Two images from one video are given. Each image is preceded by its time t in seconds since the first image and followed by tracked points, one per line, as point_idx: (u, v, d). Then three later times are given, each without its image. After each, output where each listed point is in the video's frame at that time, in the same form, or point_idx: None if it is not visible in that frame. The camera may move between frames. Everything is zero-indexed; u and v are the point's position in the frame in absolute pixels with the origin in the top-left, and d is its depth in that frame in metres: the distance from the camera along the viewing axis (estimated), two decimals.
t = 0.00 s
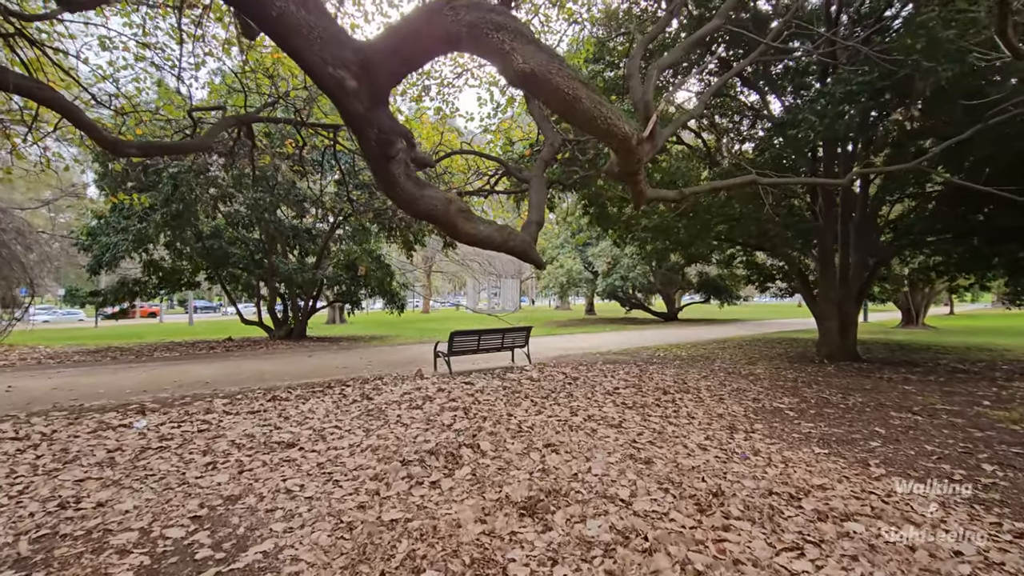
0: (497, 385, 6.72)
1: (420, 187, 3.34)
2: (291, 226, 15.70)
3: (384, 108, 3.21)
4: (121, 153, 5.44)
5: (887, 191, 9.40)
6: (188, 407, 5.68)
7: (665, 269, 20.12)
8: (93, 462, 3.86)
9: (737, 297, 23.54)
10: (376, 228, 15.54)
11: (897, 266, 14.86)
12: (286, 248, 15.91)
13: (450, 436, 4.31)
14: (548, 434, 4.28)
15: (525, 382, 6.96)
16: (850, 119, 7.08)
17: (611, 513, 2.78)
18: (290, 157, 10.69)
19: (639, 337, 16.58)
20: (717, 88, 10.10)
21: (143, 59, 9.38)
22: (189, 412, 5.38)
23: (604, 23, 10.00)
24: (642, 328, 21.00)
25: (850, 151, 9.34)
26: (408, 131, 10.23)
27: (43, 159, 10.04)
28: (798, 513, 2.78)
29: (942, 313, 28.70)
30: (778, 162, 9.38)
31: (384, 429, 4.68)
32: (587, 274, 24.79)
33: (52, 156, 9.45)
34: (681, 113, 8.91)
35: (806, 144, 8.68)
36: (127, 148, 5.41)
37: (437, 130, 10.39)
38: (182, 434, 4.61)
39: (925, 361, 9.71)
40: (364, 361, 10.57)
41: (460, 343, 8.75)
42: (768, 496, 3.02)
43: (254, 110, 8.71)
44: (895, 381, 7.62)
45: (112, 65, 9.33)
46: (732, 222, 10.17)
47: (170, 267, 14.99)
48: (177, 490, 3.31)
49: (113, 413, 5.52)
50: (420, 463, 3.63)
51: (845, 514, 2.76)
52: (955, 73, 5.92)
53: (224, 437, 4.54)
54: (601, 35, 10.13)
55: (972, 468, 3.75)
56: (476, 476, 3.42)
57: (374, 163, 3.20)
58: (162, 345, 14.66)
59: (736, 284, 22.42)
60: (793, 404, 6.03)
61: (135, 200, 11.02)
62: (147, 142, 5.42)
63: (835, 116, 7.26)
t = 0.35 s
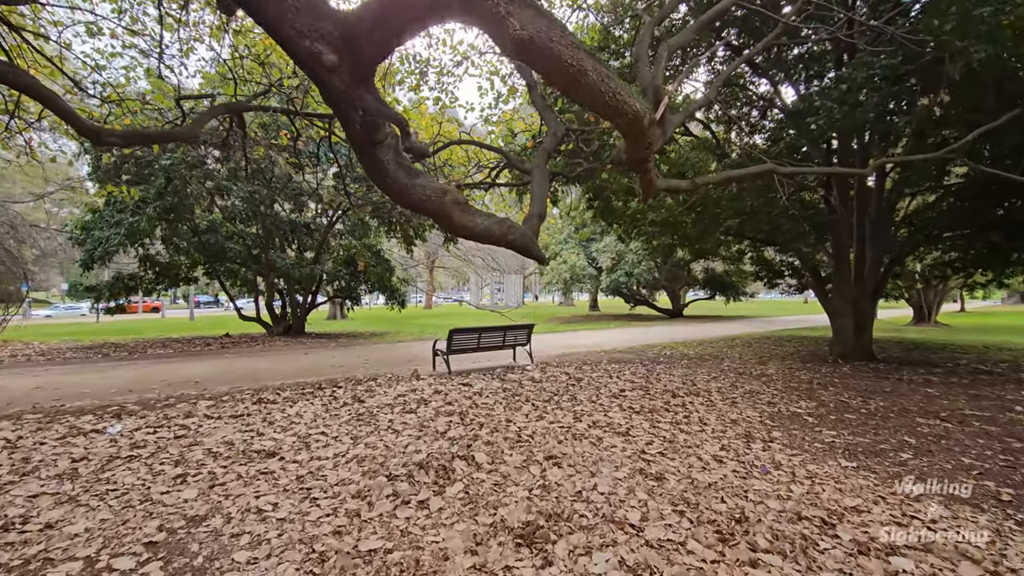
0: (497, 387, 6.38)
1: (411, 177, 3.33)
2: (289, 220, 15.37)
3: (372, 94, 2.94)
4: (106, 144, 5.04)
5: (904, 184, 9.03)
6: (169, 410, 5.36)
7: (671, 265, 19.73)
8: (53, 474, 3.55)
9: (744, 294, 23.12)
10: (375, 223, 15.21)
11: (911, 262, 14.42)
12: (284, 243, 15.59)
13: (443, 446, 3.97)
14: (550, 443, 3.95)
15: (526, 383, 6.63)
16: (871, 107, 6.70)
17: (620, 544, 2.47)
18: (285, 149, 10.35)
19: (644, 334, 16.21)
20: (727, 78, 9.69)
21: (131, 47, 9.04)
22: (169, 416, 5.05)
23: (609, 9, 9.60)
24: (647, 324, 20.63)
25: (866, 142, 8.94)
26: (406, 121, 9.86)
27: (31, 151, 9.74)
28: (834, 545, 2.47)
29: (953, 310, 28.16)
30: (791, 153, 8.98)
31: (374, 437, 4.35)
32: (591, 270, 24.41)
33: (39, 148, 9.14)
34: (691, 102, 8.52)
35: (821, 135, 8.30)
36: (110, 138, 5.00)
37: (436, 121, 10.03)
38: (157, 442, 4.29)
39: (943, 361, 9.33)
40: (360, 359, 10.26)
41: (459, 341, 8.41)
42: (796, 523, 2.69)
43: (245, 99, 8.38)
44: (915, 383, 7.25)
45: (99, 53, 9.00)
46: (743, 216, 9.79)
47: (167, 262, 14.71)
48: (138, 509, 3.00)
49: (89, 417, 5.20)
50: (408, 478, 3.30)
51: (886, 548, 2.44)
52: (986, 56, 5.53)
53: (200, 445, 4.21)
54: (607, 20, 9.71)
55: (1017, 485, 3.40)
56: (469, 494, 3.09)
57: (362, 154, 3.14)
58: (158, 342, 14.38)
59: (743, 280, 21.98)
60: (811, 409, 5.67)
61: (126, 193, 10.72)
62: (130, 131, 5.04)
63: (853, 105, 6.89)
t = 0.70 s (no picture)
0: (494, 390, 6.04)
1: (402, 165, 3.64)
2: (284, 216, 15.03)
3: (351, 68, 3.33)
4: (81, 134, 4.48)
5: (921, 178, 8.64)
6: (147, 414, 5.05)
7: (676, 262, 19.34)
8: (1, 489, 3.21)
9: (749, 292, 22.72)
10: (373, 218, 14.87)
11: (924, 259, 13.99)
12: (280, 240, 15.28)
13: (434, 459, 3.62)
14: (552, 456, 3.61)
15: (526, 386, 6.29)
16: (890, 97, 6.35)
17: None
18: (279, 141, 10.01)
19: (649, 333, 15.80)
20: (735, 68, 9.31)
21: (118, 35, 8.71)
22: (144, 422, 4.73)
23: None
24: (652, 323, 20.25)
25: (882, 134, 8.55)
26: (403, 113, 9.51)
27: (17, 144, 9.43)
28: None
29: (962, 308, 27.69)
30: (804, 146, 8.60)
31: (360, 447, 4.01)
32: (594, 268, 24.04)
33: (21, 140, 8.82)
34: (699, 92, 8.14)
35: (836, 126, 7.92)
36: (86, 127, 4.44)
37: (434, 113, 9.66)
38: (126, 451, 3.96)
39: (962, 362, 8.94)
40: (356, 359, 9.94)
41: (457, 340, 8.07)
42: (832, 560, 2.36)
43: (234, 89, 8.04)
44: (936, 386, 6.87)
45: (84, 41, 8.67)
46: (752, 212, 9.42)
47: (161, 259, 14.42)
48: (86, 534, 2.67)
49: (60, 421, 4.89)
50: (392, 498, 2.96)
51: None
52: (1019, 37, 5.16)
53: (171, 456, 3.88)
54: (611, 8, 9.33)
55: None
56: (459, 517, 2.76)
57: (349, 139, 3.48)
58: (151, 340, 14.09)
59: (748, 278, 21.59)
60: (831, 415, 5.31)
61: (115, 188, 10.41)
62: (109, 119, 4.46)
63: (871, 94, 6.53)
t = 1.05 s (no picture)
0: (488, 396, 5.70)
1: (383, 154, 3.24)
2: (276, 213, 14.65)
3: (321, 42, 3.04)
4: (50, 126, 3.87)
5: (936, 174, 8.29)
6: (114, 423, 4.69)
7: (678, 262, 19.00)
8: None
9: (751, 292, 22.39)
10: (369, 215, 14.52)
11: (933, 258, 13.65)
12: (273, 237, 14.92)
13: (417, 477, 3.27)
14: (548, 475, 3.27)
15: (522, 391, 5.94)
16: (909, 86, 6.01)
17: None
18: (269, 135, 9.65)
19: (650, 334, 15.43)
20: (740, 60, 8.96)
21: (98, 23, 8.34)
22: (107, 433, 4.36)
23: None
24: (653, 323, 19.92)
25: (895, 128, 8.20)
26: (396, 105, 9.15)
27: None
28: None
29: (966, 309, 27.35)
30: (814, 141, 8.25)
31: (337, 463, 3.65)
32: (593, 267, 23.69)
33: None
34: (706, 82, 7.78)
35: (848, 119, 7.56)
36: (51, 115, 3.83)
37: (428, 106, 9.29)
38: (81, 466, 3.61)
39: (977, 366, 8.61)
40: (347, 360, 9.59)
41: (451, 342, 7.73)
42: None
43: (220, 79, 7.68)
44: (955, 392, 6.53)
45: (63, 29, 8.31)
46: (759, 209, 9.06)
47: (151, 257, 14.07)
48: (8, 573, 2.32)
49: (18, 431, 4.53)
50: (363, 528, 2.61)
51: None
52: None
53: (128, 473, 3.52)
54: None
55: None
56: (439, 552, 2.42)
57: (323, 122, 3.13)
58: (140, 340, 13.73)
59: (750, 278, 21.25)
60: (847, 424, 4.97)
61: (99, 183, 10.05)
62: (78, 108, 3.83)
63: (889, 83, 6.18)
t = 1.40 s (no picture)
0: (476, 404, 5.35)
1: (357, 140, 2.92)
2: (265, 210, 14.27)
3: (280, 10, 2.66)
4: None
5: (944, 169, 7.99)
6: (69, 435, 4.33)
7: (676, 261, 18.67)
8: None
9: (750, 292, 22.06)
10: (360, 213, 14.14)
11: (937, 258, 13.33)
12: (262, 235, 14.53)
13: (389, 502, 2.92)
14: (536, 500, 2.91)
15: (512, 399, 5.58)
16: (922, 76, 5.69)
17: None
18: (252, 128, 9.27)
19: (648, 334, 15.08)
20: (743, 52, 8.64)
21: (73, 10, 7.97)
22: (59, 446, 4.00)
23: None
24: (650, 323, 19.58)
25: (904, 123, 7.90)
26: (385, 97, 8.79)
27: None
28: None
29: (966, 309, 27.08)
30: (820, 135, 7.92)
31: (304, 483, 3.29)
32: (590, 266, 23.34)
33: None
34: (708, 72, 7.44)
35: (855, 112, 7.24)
36: None
37: (419, 99, 8.93)
38: (19, 487, 3.26)
39: (987, 370, 8.29)
40: (333, 363, 9.22)
41: (439, 345, 7.36)
42: None
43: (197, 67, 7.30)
44: (968, 398, 6.21)
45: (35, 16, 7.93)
46: (762, 206, 8.73)
47: (136, 255, 13.68)
48: None
49: None
50: (319, 570, 2.26)
51: None
52: None
53: (69, 495, 3.16)
54: None
55: None
56: None
57: (286, 104, 2.78)
58: (123, 340, 13.34)
59: (749, 277, 20.92)
60: (860, 436, 4.63)
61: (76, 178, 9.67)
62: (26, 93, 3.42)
63: (901, 73, 5.86)
